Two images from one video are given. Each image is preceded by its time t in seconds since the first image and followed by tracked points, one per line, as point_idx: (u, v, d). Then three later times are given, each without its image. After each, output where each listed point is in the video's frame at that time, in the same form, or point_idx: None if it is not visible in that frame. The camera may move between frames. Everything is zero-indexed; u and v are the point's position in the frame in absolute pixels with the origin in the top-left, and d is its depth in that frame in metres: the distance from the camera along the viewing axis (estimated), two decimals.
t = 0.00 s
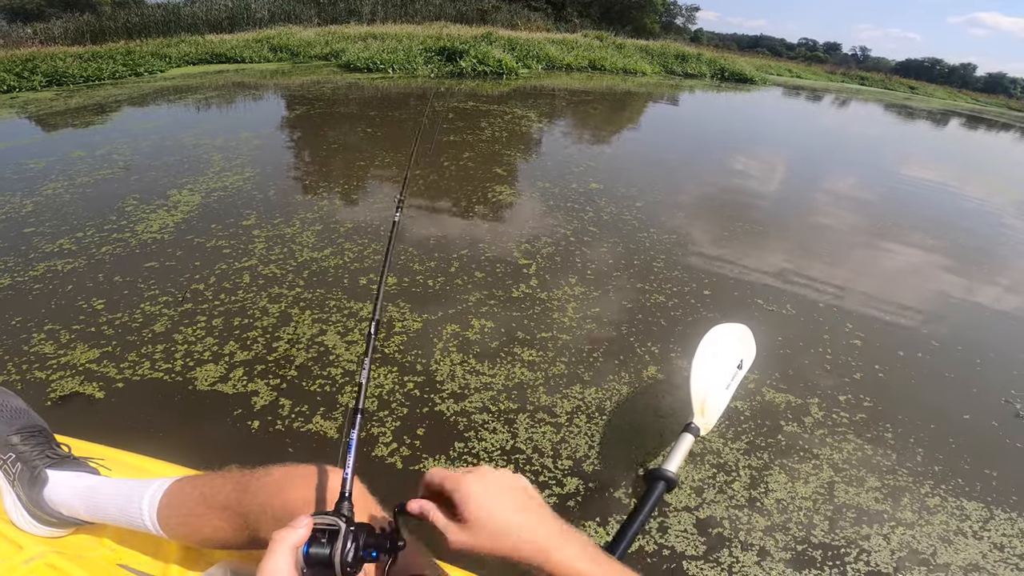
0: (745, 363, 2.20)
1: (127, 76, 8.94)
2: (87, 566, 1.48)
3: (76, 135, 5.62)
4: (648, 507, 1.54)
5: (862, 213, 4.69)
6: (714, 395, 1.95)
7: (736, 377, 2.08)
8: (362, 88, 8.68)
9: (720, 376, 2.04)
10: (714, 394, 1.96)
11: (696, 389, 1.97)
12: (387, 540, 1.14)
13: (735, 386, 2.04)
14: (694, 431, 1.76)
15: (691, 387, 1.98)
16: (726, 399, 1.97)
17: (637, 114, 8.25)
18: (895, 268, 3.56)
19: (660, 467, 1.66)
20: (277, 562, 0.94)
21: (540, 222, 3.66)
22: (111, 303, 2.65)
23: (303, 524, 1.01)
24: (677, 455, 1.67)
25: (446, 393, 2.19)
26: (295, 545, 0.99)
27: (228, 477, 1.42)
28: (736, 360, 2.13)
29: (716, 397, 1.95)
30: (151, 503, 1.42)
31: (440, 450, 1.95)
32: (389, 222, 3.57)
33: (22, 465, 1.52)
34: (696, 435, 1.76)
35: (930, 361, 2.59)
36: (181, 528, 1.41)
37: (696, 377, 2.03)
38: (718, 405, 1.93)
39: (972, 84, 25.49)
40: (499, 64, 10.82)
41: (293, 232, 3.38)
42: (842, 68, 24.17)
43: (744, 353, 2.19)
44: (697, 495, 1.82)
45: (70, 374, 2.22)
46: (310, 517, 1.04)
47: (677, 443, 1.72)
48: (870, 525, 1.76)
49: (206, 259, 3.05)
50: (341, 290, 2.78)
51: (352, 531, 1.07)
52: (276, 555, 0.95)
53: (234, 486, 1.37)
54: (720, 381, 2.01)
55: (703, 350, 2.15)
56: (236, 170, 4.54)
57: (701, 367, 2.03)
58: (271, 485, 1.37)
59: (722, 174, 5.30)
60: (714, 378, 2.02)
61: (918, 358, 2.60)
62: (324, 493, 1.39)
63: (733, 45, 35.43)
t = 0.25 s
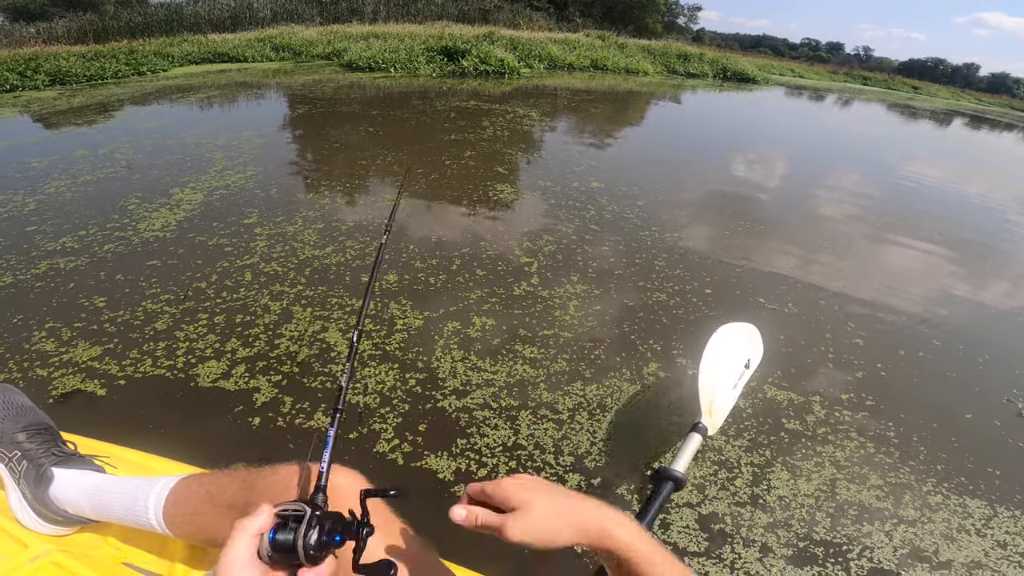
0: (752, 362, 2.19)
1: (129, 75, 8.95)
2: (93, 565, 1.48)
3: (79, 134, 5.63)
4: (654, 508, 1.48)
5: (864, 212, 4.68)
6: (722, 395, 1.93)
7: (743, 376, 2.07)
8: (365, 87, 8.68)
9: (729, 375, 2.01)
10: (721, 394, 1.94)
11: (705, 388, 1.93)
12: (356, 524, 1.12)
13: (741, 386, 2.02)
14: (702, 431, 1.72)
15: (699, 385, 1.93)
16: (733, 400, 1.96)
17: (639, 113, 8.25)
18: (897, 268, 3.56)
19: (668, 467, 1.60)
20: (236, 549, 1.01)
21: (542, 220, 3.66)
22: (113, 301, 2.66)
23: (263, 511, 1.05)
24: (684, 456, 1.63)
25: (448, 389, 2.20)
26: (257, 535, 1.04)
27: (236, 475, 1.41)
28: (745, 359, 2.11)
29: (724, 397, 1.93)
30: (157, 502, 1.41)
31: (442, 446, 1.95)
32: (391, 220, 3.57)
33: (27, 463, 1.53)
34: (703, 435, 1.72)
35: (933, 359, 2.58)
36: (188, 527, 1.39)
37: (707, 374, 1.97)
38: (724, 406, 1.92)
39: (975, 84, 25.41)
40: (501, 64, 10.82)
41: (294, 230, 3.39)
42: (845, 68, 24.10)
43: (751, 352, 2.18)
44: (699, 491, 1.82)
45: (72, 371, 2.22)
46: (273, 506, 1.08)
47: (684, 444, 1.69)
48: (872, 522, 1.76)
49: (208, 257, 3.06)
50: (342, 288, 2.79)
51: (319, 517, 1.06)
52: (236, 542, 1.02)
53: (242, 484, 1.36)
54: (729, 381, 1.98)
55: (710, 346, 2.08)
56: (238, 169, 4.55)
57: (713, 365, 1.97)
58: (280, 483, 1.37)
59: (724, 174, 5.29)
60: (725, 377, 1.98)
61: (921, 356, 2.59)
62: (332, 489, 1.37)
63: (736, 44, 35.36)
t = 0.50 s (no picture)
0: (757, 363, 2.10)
1: (131, 74, 8.97)
2: (96, 564, 1.46)
3: (80, 133, 5.64)
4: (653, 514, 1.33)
5: (864, 212, 4.68)
6: (726, 395, 1.86)
7: (748, 377, 1.99)
8: (366, 86, 8.69)
9: (733, 375, 1.94)
10: (726, 394, 1.87)
11: (709, 388, 1.87)
12: (259, 497, 1.18)
13: (747, 386, 1.95)
14: (707, 430, 1.61)
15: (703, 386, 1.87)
16: (737, 400, 1.88)
17: (640, 113, 8.24)
18: (897, 268, 3.56)
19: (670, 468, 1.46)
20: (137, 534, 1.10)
21: (541, 219, 3.66)
22: (112, 300, 2.66)
23: (160, 495, 1.13)
24: (689, 457, 1.50)
25: (446, 387, 2.20)
26: (159, 517, 1.12)
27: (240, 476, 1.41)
28: (749, 359, 2.03)
29: (728, 397, 1.86)
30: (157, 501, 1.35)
31: (440, 444, 1.95)
32: (390, 220, 3.58)
33: (31, 461, 1.53)
34: (708, 435, 1.61)
35: (932, 359, 2.58)
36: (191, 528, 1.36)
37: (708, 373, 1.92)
38: (729, 406, 1.84)
39: (977, 84, 25.36)
40: (502, 63, 10.82)
41: (294, 229, 3.39)
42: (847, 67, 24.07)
43: (756, 351, 2.09)
44: (697, 489, 1.82)
45: (70, 370, 2.22)
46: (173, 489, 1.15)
47: (688, 444, 1.56)
48: (870, 521, 1.76)
49: (207, 256, 3.06)
50: (341, 286, 2.79)
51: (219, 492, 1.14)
52: (136, 527, 1.10)
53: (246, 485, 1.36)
54: (733, 380, 1.92)
55: (715, 346, 2.01)
56: (239, 168, 4.56)
57: (716, 363, 1.91)
58: (283, 483, 1.34)
59: (724, 173, 5.29)
60: (728, 377, 1.91)
61: (920, 355, 2.59)
62: (328, 492, 1.26)
63: (737, 44, 35.31)
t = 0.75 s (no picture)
0: (769, 364, 2.12)
1: (135, 73, 9.00)
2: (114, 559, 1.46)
3: (85, 132, 5.66)
4: (670, 509, 1.43)
5: (868, 211, 4.68)
6: (738, 394, 1.88)
7: (759, 376, 2.01)
8: (369, 85, 8.71)
9: (744, 375, 1.96)
10: (738, 393, 1.89)
11: (720, 387, 1.88)
12: (210, 489, 1.17)
13: (758, 386, 1.97)
14: (719, 430, 1.66)
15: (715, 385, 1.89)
16: (749, 400, 1.90)
17: (642, 112, 8.25)
18: (900, 267, 3.56)
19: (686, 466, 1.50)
20: (88, 534, 1.04)
21: (545, 217, 3.67)
22: (118, 297, 2.68)
23: (105, 492, 1.07)
24: (701, 455, 1.56)
25: (452, 382, 2.21)
26: (108, 515, 1.07)
27: (259, 470, 1.45)
28: (760, 360, 2.05)
29: (740, 397, 1.88)
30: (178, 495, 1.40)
31: (446, 438, 1.96)
32: (394, 217, 3.59)
33: (49, 456, 1.53)
34: (720, 434, 1.65)
35: (936, 356, 2.58)
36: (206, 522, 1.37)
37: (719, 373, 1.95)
38: (741, 405, 1.86)
39: (981, 83, 25.27)
40: (505, 63, 10.83)
41: (299, 226, 3.41)
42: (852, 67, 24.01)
43: (767, 352, 2.11)
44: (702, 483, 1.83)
45: (78, 365, 2.24)
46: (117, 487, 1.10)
47: (700, 443, 1.61)
48: (875, 515, 1.77)
49: (212, 253, 3.07)
50: (346, 282, 2.81)
51: (168, 488, 1.12)
52: (86, 527, 1.04)
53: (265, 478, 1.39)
54: (744, 380, 1.94)
55: (727, 346, 2.04)
56: (243, 166, 4.58)
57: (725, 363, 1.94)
58: (301, 477, 1.36)
59: (727, 172, 5.29)
60: (739, 377, 1.94)
61: (924, 353, 2.59)
62: (350, 487, 1.30)
63: (740, 44, 35.25)
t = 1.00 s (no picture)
0: (774, 364, 2.15)
1: (138, 73, 9.03)
2: (122, 555, 1.48)
3: (88, 131, 5.69)
4: (674, 507, 1.47)
5: (868, 212, 4.69)
6: (744, 394, 1.91)
7: (765, 377, 2.04)
8: (371, 85, 8.73)
9: (750, 375, 1.98)
10: (744, 393, 1.91)
11: (727, 387, 1.90)
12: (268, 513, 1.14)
13: (764, 387, 2.00)
14: (724, 431, 1.73)
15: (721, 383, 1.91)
16: (755, 400, 1.93)
17: (643, 112, 8.27)
18: (899, 267, 3.57)
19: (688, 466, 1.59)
20: (146, 556, 0.99)
21: (545, 217, 3.69)
22: (121, 295, 2.70)
23: (168, 513, 1.04)
24: (706, 455, 1.62)
25: (452, 379, 2.23)
26: (167, 537, 1.03)
27: (268, 467, 1.47)
28: (766, 360, 2.08)
29: (746, 396, 1.90)
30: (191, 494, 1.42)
31: (446, 435, 1.98)
32: (395, 217, 3.61)
33: (62, 453, 1.55)
34: (725, 435, 1.72)
35: (933, 356, 2.60)
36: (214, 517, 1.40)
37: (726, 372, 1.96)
38: (746, 404, 1.89)
39: (984, 84, 25.22)
40: (507, 63, 10.85)
41: (301, 225, 3.43)
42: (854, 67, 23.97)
43: (773, 352, 2.14)
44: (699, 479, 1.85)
45: (82, 363, 2.26)
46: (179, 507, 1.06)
47: (705, 443, 1.68)
48: (870, 512, 1.78)
49: (214, 252, 3.10)
50: (347, 280, 2.83)
51: (229, 510, 1.06)
52: (145, 547, 1.00)
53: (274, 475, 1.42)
54: (750, 380, 1.96)
55: (733, 346, 2.06)
56: (246, 166, 4.60)
57: (733, 362, 1.95)
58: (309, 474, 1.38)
59: (727, 173, 5.31)
60: (745, 377, 1.96)
61: (921, 352, 2.61)
62: (356, 484, 1.34)
63: (743, 43, 35.21)
